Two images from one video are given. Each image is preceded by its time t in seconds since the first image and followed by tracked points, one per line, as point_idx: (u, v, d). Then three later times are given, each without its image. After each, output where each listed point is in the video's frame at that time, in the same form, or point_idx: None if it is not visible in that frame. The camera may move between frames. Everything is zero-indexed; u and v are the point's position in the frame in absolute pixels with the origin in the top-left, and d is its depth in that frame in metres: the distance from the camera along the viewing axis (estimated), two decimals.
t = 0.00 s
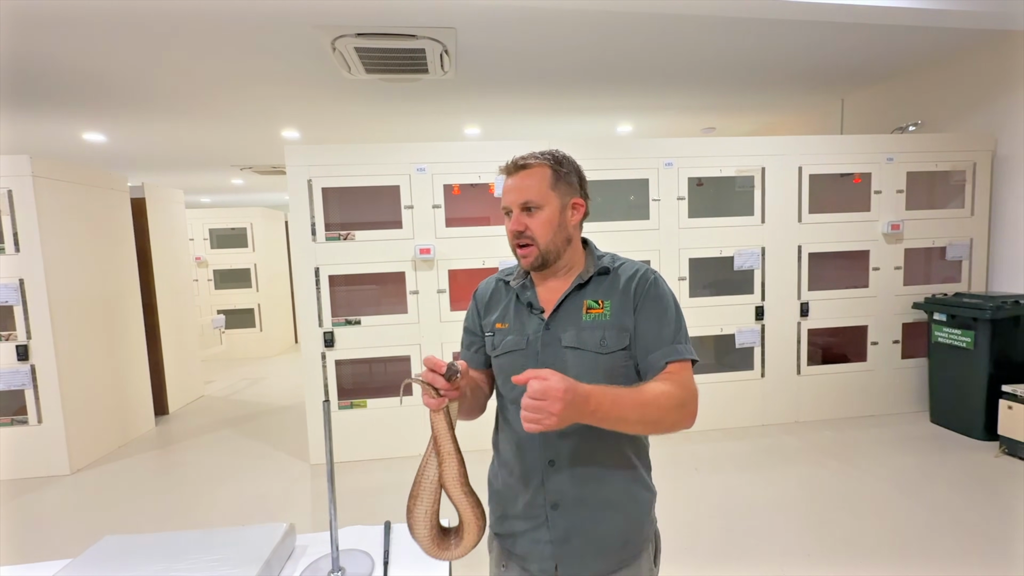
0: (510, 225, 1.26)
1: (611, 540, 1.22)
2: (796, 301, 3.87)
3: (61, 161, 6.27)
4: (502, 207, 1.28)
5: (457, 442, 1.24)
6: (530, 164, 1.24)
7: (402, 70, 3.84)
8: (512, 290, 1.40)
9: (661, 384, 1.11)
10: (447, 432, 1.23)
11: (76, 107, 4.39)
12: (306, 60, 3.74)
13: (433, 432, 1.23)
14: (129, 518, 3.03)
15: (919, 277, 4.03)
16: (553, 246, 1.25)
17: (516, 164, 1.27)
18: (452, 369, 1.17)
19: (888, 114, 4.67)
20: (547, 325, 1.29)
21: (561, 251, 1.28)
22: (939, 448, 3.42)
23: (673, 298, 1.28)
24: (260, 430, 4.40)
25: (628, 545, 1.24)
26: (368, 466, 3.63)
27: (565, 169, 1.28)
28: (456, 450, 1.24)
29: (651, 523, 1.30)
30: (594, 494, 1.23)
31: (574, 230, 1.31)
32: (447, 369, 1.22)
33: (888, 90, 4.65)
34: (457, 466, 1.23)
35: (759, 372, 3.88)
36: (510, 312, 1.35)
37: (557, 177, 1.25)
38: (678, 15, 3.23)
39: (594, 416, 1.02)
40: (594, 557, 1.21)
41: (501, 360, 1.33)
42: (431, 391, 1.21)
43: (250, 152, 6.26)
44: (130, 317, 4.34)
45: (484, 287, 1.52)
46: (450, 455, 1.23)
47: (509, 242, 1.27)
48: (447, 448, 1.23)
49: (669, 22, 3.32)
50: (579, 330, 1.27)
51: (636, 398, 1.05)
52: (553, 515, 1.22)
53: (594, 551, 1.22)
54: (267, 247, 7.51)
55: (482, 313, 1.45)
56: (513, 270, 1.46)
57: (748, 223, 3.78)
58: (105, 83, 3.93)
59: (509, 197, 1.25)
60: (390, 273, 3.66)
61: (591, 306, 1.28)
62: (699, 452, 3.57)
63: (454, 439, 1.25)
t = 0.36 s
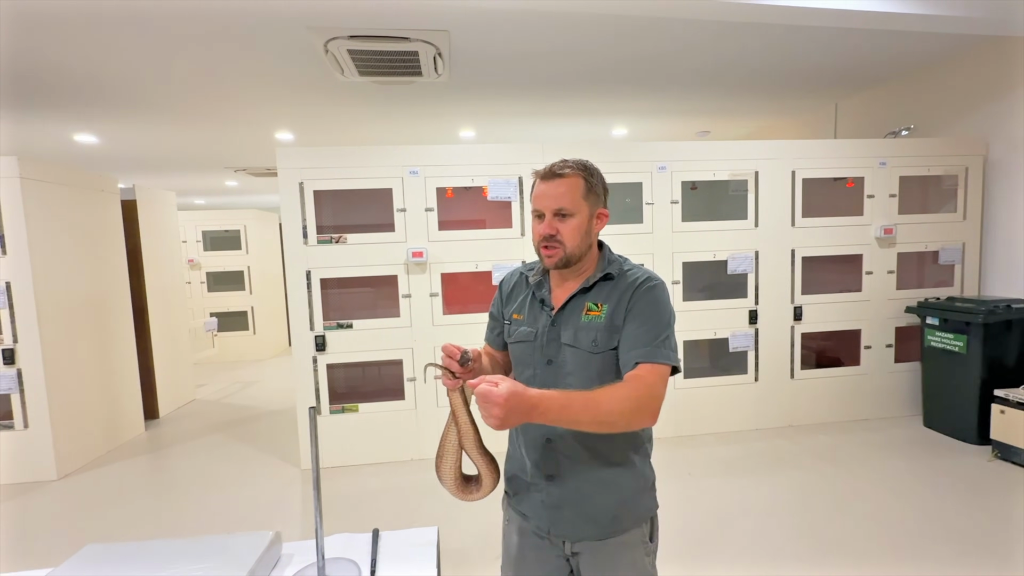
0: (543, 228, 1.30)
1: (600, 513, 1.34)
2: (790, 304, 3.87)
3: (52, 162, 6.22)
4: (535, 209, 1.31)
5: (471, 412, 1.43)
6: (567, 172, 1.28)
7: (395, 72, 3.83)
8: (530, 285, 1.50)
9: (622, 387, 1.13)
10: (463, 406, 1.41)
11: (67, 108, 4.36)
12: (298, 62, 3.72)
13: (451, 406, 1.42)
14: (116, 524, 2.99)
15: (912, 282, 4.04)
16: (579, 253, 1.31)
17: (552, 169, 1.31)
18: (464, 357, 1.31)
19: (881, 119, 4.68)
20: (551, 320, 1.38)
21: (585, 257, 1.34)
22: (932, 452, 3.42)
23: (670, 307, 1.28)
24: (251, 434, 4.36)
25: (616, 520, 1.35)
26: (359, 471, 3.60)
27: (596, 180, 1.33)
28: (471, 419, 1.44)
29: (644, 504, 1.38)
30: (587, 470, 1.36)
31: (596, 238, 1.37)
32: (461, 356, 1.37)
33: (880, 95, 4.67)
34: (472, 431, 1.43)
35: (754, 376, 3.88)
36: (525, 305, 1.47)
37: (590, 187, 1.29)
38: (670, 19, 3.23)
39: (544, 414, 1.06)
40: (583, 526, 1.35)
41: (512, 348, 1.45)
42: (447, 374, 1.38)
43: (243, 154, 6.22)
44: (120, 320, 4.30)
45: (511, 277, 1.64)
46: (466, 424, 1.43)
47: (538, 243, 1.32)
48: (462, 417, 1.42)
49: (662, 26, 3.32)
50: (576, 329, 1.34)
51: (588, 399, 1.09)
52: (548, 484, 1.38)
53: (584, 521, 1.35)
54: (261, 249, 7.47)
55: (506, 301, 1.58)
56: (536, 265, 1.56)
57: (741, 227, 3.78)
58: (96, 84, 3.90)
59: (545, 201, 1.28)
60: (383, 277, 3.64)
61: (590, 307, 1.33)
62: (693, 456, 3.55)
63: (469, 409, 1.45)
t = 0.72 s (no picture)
0: (529, 232, 1.29)
1: (566, 508, 1.37)
2: (793, 308, 3.82)
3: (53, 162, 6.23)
4: (522, 213, 1.29)
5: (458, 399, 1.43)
6: (554, 179, 1.28)
7: (394, 73, 3.81)
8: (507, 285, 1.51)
9: (596, 386, 1.13)
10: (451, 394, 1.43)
11: (67, 108, 4.36)
12: (297, 62, 3.70)
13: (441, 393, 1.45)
14: (110, 526, 2.97)
15: (917, 285, 3.98)
16: (563, 258, 1.32)
17: (540, 175, 1.30)
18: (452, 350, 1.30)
19: (886, 120, 4.62)
20: (525, 318, 1.38)
21: (566, 262, 1.35)
22: (937, 458, 3.36)
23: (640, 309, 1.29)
24: (249, 435, 4.34)
25: (579, 516, 1.37)
26: (355, 473, 3.57)
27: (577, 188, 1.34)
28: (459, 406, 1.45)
29: (610, 503, 1.40)
30: (555, 465, 1.39)
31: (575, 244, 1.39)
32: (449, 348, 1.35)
33: (885, 96, 4.61)
34: (460, 418, 1.44)
35: (756, 380, 3.83)
36: (500, 304, 1.48)
37: (573, 196, 1.31)
38: (671, 19, 3.19)
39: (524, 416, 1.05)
40: (548, 520, 1.38)
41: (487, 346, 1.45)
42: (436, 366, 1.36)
43: (244, 154, 6.21)
44: (118, 321, 4.29)
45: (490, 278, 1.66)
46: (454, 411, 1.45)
47: (524, 247, 1.30)
48: (450, 404, 1.44)
49: (664, 26, 3.29)
50: (548, 327, 1.34)
51: (565, 401, 1.08)
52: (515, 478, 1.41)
53: (549, 514, 1.38)
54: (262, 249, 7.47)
55: (483, 301, 1.60)
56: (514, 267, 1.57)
57: (743, 229, 3.74)
58: (95, 84, 3.89)
59: (534, 207, 1.27)
60: (381, 278, 3.61)
61: (561, 307, 1.34)
62: (693, 460, 3.51)
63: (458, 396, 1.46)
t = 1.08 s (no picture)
0: (496, 238, 1.32)
1: (537, 498, 1.35)
2: (801, 309, 3.75)
3: (60, 160, 6.24)
4: (489, 219, 1.32)
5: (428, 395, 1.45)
6: (519, 185, 1.28)
7: (397, 69, 3.77)
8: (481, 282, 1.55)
9: (558, 376, 1.18)
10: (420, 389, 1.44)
11: (71, 106, 4.36)
12: (299, 59, 3.67)
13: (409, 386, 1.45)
14: (109, 524, 2.96)
15: (929, 286, 3.90)
16: (531, 261, 1.35)
17: (505, 182, 1.31)
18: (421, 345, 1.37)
19: (897, 118, 4.53)
20: (497, 317, 1.43)
21: (536, 263, 1.38)
22: (946, 464, 3.29)
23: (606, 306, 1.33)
24: (250, 434, 4.32)
25: (550, 505, 1.35)
26: (356, 474, 3.55)
27: (546, 191, 1.34)
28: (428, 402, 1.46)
29: (581, 490, 1.39)
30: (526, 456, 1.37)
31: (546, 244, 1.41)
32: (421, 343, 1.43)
33: (898, 94, 4.52)
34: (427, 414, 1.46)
35: (762, 382, 3.77)
36: (475, 303, 1.52)
37: (540, 200, 1.32)
38: (679, 14, 3.13)
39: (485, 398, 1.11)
40: (520, 510, 1.35)
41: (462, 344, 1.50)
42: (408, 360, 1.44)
43: (248, 151, 6.19)
44: (120, 318, 4.29)
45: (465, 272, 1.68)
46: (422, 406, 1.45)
47: (493, 252, 1.34)
48: (420, 400, 1.44)
49: (672, 21, 3.22)
50: (518, 325, 1.39)
51: (527, 389, 1.14)
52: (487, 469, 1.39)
53: (521, 504, 1.36)
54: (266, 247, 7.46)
55: (458, 296, 1.62)
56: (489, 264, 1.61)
57: (751, 229, 3.67)
58: (98, 82, 3.88)
59: (500, 214, 1.29)
60: (382, 277, 3.57)
61: (531, 306, 1.38)
62: (697, 464, 3.45)
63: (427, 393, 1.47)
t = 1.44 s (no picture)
0: (502, 264, 1.24)
1: (558, 502, 1.25)
2: (796, 310, 3.76)
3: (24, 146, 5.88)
4: (491, 246, 1.22)
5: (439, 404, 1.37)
6: (515, 209, 1.15)
7: (391, 59, 3.64)
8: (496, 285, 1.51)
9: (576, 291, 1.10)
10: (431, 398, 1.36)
11: (38, 88, 4.09)
12: (289, 45, 3.51)
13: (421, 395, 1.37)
14: (79, 534, 2.76)
15: (917, 289, 3.96)
16: (541, 277, 1.28)
17: (497, 207, 1.16)
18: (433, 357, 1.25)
19: (886, 123, 4.61)
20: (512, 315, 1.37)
21: (546, 275, 1.31)
22: (937, 464, 3.34)
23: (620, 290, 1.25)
24: (231, 436, 4.14)
25: (575, 511, 1.25)
26: (345, 478, 3.41)
27: (544, 206, 1.20)
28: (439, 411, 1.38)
29: (608, 496, 1.28)
30: (546, 456, 1.28)
31: (552, 252, 1.31)
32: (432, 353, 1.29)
33: (887, 100, 4.59)
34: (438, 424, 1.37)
35: (757, 383, 3.77)
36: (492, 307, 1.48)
37: (540, 219, 1.19)
38: (682, 11, 3.09)
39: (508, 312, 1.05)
40: (543, 514, 1.26)
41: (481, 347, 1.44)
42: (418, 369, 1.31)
43: (228, 141, 5.95)
44: (90, 314, 4.05)
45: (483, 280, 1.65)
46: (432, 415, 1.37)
47: (501, 275, 1.27)
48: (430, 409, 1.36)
49: (675, 18, 3.18)
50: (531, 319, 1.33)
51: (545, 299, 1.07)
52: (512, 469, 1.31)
53: (543, 509, 1.26)
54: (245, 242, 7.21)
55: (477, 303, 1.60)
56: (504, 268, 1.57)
57: (748, 230, 3.66)
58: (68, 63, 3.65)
59: (500, 241, 1.19)
60: (375, 274, 3.45)
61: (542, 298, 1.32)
62: (694, 465, 3.43)
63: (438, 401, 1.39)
